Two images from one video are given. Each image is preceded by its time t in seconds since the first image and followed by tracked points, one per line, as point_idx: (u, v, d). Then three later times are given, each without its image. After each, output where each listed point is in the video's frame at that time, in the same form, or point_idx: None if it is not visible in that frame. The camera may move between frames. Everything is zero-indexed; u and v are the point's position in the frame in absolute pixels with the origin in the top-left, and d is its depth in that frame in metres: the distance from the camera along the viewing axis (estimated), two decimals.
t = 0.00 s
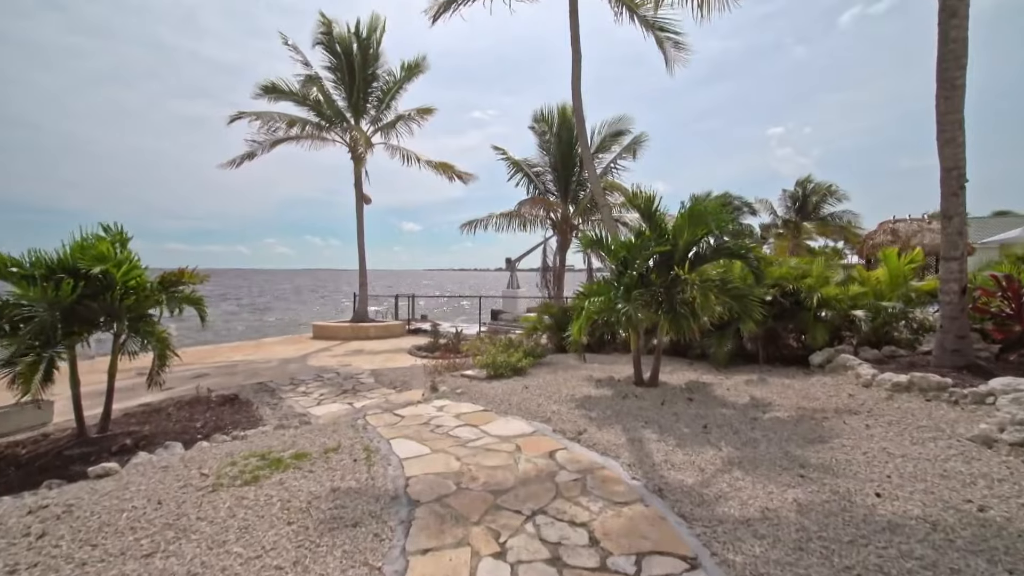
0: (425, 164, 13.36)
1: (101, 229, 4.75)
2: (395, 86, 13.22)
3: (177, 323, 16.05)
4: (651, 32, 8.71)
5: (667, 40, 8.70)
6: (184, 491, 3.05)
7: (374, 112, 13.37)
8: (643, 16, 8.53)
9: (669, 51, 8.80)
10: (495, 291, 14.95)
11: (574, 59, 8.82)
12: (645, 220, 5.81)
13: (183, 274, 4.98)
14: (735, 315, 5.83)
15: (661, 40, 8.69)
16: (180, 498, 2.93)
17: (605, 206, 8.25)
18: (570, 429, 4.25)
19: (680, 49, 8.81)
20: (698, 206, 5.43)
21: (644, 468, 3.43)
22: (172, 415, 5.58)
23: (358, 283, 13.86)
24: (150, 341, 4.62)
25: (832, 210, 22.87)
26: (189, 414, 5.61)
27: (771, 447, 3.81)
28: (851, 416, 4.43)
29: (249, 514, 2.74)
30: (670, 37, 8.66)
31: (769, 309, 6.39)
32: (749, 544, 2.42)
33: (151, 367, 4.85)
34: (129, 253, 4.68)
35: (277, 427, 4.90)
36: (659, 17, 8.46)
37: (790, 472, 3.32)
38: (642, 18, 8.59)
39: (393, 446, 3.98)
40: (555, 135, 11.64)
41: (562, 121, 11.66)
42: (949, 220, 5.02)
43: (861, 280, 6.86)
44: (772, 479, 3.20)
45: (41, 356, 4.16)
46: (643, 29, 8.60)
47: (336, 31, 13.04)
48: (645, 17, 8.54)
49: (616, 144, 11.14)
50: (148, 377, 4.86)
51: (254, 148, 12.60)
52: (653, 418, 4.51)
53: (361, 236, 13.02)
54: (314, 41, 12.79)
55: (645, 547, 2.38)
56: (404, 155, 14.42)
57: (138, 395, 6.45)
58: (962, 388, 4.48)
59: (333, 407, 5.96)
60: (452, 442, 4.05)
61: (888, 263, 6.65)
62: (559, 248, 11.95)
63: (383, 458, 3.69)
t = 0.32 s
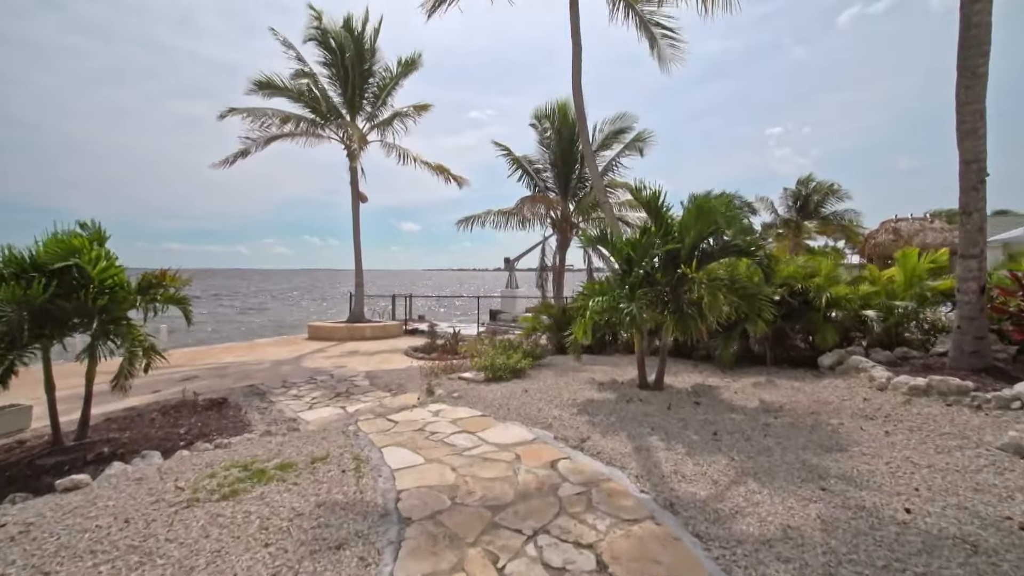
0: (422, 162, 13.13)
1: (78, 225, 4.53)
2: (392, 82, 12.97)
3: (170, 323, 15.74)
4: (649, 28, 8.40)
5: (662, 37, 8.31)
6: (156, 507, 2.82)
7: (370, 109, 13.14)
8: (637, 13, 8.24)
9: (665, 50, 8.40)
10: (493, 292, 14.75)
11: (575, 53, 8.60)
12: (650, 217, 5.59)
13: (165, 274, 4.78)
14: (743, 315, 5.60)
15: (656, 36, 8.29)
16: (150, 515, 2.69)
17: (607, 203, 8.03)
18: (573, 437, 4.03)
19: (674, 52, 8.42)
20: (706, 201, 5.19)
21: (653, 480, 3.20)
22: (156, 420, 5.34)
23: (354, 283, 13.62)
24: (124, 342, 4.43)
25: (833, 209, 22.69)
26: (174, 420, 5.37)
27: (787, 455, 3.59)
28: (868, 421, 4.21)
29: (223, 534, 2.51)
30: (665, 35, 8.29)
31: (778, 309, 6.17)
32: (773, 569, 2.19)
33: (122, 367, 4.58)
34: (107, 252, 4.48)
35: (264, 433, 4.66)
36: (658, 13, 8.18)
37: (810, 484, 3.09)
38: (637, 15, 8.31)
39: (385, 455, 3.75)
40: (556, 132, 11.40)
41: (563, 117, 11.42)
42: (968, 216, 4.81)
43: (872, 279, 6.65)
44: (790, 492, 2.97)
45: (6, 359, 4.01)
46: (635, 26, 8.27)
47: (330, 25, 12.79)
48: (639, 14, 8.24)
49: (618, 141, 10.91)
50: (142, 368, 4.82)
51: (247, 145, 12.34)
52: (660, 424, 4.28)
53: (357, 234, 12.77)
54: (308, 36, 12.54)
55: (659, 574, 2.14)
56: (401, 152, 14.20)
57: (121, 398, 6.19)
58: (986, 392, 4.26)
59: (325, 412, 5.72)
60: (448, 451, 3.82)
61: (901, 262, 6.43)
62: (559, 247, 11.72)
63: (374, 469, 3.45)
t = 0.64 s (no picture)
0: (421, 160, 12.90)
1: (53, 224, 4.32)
2: (389, 79, 12.73)
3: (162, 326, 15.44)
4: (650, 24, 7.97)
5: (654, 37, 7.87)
6: (122, 531, 2.57)
7: (368, 107, 12.91)
8: (631, 8, 7.77)
9: (658, 49, 7.96)
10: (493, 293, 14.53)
11: (577, 48, 8.36)
12: (655, 215, 5.34)
13: (147, 273, 4.56)
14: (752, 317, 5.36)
15: (647, 35, 7.83)
16: (114, 540, 2.45)
17: (609, 202, 7.79)
18: (577, 448, 3.79)
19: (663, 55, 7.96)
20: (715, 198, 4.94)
21: (664, 498, 2.95)
22: (139, 428, 5.10)
23: (350, 284, 13.39)
24: (103, 346, 4.22)
25: (835, 209, 22.48)
26: (158, 427, 5.13)
27: (807, 468, 3.35)
28: (890, 430, 3.97)
29: (193, 563, 2.27)
30: (658, 35, 7.85)
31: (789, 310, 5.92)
32: None
33: (102, 372, 4.39)
34: (84, 250, 4.24)
35: (251, 443, 4.43)
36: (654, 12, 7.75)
37: (835, 501, 2.85)
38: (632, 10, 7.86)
39: (376, 469, 3.50)
40: (557, 130, 11.13)
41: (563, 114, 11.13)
42: (993, 214, 4.61)
43: (885, 280, 6.42)
44: (814, 512, 2.73)
45: None
46: (626, 23, 7.86)
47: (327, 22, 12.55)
48: (633, 9, 7.78)
49: (621, 141, 10.68)
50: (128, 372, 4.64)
51: (242, 143, 12.10)
52: (669, 433, 4.04)
53: (354, 234, 12.53)
54: (304, 32, 12.30)
55: None
56: (399, 151, 13.98)
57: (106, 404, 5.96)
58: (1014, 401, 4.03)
59: (317, 419, 5.49)
60: (444, 464, 3.58)
61: (917, 262, 6.20)
62: (560, 247, 11.47)
63: (363, 485, 3.21)
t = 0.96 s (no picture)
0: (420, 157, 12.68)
1: (30, 219, 4.08)
2: (388, 75, 12.51)
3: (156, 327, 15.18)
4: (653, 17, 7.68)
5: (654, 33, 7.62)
6: (88, 554, 2.36)
7: (366, 103, 12.68)
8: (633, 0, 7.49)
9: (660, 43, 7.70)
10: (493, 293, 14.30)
11: (580, 42, 8.15)
12: (662, 212, 5.13)
13: (131, 270, 4.29)
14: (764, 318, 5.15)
15: (650, 29, 7.58)
16: (80, 565, 2.25)
17: (613, 199, 7.58)
18: (584, 458, 3.58)
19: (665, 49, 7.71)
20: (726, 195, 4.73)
21: (679, 514, 2.74)
22: (124, 434, 4.89)
23: (348, 284, 13.15)
24: (83, 347, 3.98)
25: (838, 208, 22.26)
26: (144, 433, 4.92)
27: (829, 480, 3.14)
28: (913, 438, 3.76)
29: None
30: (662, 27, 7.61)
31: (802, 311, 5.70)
32: None
33: (86, 375, 4.13)
34: (62, 246, 3.99)
35: (239, 450, 4.21)
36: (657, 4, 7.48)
37: (863, 518, 2.64)
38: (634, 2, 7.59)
39: (369, 481, 3.29)
40: (558, 126, 10.89)
41: (565, 111, 10.87)
42: (1018, 211, 4.42)
43: (899, 280, 6.21)
44: (842, 531, 2.52)
45: None
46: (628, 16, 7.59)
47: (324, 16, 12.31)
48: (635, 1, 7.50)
49: (622, 138, 10.46)
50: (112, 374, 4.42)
51: (238, 140, 11.88)
52: (679, 442, 3.83)
53: (352, 233, 12.32)
54: (301, 26, 12.07)
55: None
56: (398, 148, 13.77)
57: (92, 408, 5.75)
58: None
59: (310, 424, 5.27)
60: (441, 475, 3.36)
61: (934, 262, 6.00)
62: (562, 246, 11.24)
63: (355, 499, 3.00)
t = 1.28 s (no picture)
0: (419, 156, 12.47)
1: (13, 215, 3.87)
2: (387, 72, 12.28)
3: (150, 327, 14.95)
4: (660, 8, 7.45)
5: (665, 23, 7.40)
6: None
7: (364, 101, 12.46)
8: None
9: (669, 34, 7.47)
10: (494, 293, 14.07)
11: (584, 36, 7.93)
12: (670, 210, 4.92)
13: (114, 271, 4.09)
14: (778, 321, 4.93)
15: (659, 21, 7.36)
16: None
17: (617, 197, 7.36)
18: (592, 470, 3.35)
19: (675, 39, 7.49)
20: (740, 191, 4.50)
21: (697, 535, 2.52)
22: (108, 441, 4.67)
23: (346, 284, 12.92)
24: (60, 352, 3.69)
25: (842, 207, 22.00)
26: (128, 441, 4.69)
27: (857, 495, 2.92)
28: (942, 448, 3.54)
29: None
30: (671, 18, 7.41)
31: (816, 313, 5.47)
32: None
33: (60, 384, 3.82)
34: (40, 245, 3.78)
35: (226, 460, 3.99)
36: None
37: (899, 540, 2.42)
38: None
39: (362, 496, 3.06)
40: (559, 123, 10.64)
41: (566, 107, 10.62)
42: None
43: (916, 280, 5.98)
44: (879, 556, 2.29)
45: None
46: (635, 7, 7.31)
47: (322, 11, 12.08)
48: None
49: (624, 135, 10.24)
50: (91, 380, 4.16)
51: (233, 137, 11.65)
52: (693, 452, 3.60)
53: (349, 232, 12.09)
54: (298, 22, 11.84)
55: None
56: (397, 146, 13.56)
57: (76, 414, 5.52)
58: None
59: (303, 430, 5.04)
60: (439, 489, 3.13)
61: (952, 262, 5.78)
62: (563, 245, 11.01)
63: (346, 517, 2.78)
